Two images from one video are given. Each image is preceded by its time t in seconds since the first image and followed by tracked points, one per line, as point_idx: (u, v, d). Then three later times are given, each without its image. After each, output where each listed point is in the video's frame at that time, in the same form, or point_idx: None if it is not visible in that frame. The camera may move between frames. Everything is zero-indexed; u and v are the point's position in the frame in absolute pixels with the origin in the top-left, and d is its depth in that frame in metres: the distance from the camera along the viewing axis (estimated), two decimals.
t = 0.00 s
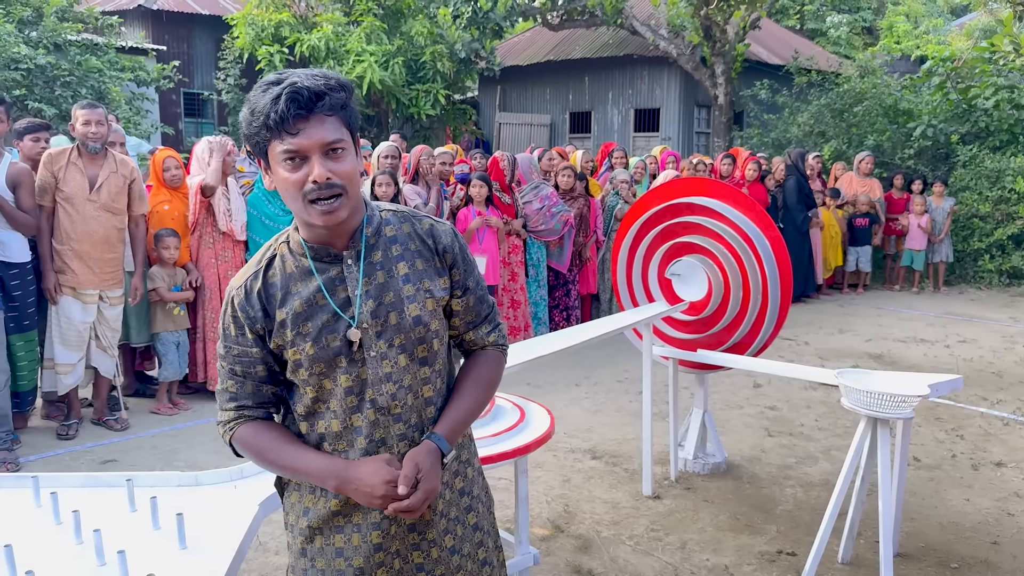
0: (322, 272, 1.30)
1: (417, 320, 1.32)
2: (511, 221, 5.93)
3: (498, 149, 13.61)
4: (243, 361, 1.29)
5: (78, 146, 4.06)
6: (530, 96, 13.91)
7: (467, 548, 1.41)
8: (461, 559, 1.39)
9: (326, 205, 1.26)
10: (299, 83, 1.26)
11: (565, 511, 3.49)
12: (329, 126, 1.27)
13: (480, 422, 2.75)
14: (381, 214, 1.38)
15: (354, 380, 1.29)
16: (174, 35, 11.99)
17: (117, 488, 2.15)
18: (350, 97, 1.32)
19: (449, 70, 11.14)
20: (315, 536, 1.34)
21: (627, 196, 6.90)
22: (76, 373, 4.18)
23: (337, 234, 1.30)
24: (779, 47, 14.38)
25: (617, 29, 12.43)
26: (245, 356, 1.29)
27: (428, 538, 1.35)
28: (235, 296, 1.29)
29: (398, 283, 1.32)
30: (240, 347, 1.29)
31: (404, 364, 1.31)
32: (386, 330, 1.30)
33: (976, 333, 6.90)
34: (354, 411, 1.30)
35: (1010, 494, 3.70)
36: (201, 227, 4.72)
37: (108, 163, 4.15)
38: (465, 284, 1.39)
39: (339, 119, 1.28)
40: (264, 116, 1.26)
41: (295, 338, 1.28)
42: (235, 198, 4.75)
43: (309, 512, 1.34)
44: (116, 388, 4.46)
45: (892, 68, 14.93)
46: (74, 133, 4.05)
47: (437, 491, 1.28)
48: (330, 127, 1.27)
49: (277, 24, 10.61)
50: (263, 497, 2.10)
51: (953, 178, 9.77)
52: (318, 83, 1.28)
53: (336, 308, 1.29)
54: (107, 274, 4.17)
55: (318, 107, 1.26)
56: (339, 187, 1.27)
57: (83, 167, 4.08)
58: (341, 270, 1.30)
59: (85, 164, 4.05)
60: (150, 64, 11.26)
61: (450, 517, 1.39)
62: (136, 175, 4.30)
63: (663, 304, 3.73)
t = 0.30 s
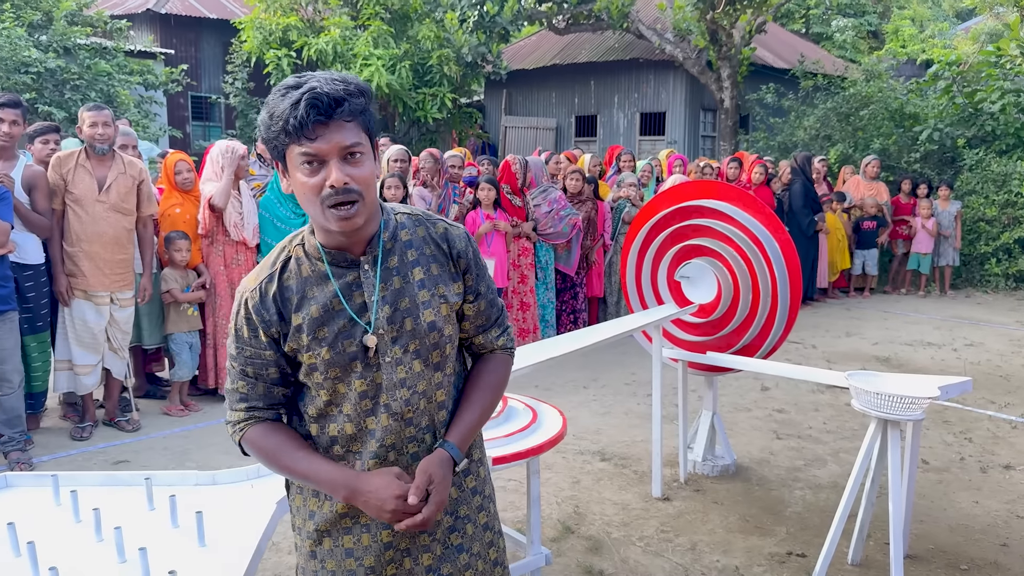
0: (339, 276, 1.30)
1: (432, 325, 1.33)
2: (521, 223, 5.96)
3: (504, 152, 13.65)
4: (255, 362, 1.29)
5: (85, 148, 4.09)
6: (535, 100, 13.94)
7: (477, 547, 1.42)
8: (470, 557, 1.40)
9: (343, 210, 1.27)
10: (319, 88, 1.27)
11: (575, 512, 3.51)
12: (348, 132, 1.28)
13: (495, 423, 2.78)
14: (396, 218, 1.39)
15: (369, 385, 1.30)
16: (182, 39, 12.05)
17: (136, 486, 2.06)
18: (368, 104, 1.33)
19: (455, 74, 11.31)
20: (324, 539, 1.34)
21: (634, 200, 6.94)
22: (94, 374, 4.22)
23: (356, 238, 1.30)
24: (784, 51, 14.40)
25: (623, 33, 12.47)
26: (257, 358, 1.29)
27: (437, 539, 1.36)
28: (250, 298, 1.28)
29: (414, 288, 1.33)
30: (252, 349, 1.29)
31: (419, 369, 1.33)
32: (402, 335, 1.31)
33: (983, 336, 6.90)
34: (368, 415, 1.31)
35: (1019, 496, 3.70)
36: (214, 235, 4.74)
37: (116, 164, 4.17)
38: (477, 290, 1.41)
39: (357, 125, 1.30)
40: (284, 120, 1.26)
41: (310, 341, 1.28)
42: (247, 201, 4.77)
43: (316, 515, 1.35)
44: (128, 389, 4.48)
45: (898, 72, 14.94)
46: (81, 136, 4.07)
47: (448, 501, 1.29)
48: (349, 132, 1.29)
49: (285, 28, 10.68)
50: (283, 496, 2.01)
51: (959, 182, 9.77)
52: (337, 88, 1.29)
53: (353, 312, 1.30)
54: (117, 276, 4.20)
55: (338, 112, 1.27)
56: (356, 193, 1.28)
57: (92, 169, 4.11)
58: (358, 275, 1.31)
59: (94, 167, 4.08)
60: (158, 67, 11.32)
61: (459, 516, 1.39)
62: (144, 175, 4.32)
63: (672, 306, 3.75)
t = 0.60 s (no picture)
0: (397, 254, 1.32)
1: (477, 312, 1.34)
2: (526, 226, 5.98)
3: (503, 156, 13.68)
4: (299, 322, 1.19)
5: (85, 152, 4.10)
6: (535, 104, 13.98)
7: (503, 545, 1.40)
8: (497, 555, 1.39)
9: (389, 181, 1.28)
10: (371, 68, 1.31)
11: (579, 514, 3.52)
12: (398, 106, 1.30)
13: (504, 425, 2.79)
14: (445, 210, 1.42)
15: (411, 363, 1.28)
16: (183, 44, 12.10)
17: (143, 488, 2.02)
18: (421, 88, 1.36)
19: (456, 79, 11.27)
20: (355, 527, 1.28)
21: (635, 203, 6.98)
22: (95, 377, 4.24)
23: (404, 211, 1.31)
24: (783, 55, 14.46)
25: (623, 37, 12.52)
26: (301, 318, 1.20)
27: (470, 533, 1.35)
28: (303, 259, 1.26)
29: (464, 273, 1.35)
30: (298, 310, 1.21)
31: (461, 353, 1.32)
32: (448, 318, 1.31)
33: (982, 339, 6.92)
34: (406, 395, 1.27)
35: (1021, 497, 3.72)
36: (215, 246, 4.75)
37: (116, 168, 4.19)
38: (523, 284, 1.46)
39: (407, 100, 1.31)
40: (337, 98, 1.31)
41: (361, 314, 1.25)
42: (252, 206, 4.78)
43: (350, 502, 1.29)
44: (131, 392, 4.49)
45: (896, 76, 15.01)
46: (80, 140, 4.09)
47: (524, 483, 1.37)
48: (400, 107, 1.30)
49: (286, 32, 10.73)
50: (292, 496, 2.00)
51: (959, 185, 9.81)
52: (390, 69, 1.32)
53: (408, 288, 1.30)
54: (117, 280, 4.21)
55: (387, 89, 1.30)
56: (403, 164, 1.28)
57: (92, 173, 4.12)
58: (410, 255, 1.33)
59: (94, 170, 4.10)
60: (159, 72, 11.36)
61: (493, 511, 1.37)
62: (145, 178, 4.33)
63: (674, 308, 3.76)
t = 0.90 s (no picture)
0: (436, 254, 1.35)
1: (512, 313, 1.40)
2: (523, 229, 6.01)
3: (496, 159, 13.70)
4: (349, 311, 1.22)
5: (76, 157, 4.10)
6: (527, 107, 14.02)
7: (523, 547, 1.46)
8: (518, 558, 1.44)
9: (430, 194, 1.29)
10: (412, 82, 1.32)
11: (575, 516, 3.52)
12: (439, 120, 1.30)
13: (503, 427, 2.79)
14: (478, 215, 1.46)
15: (448, 359, 1.32)
16: (175, 48, 12.07)
17: (140, 493, 2.02)
18: (462, 99, 1.37)
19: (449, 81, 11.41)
20: (386, 514, 1.34)
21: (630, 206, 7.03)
22: (88, 382, 4.22)
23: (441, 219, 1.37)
24: (774, 58, 14.55)
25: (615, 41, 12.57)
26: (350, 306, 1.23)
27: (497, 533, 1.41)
28: (350, 244, 1.30)
29: (499, 276, 1.40)
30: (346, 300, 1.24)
31: (497, 352, 1.38)
32: (485, 318, 1.36)
33: (974, 339, 6.97)
34: (443, 390, 1.33)
35: (1013, 496, 3.74)
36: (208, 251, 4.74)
37: (107, 172, 4.18)
38: (552, 289, 1.53)
39: (449, 114, 1.31)
40: (379, 111, 1.30)
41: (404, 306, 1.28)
42: (246, 210, 4.77)
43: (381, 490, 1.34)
44: (125, 397, 4.48)
45: (887, 79, 15.12)
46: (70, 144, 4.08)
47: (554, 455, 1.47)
48: (441, 121, 1.31)
49: (278, 37, 10.76)
50: (291, 499, 2.01)
51: (949, 186, 9.88)
52: (430, 81, 1.33)
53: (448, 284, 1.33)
54: (109, 284, 4.19)
55: (428, 104, 1.30)
56: (444, 177, 1.30)
57: (83, 177, 4.11)
58: (449, 255, 1.36)
59: (84, 174, 4.08)
60: (151, 76, 11.33)
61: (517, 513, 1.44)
62: (136, 182, 4.32)
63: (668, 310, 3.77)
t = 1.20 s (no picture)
0: (445, 267, 1.38)
1: (520, 324, 1.41)
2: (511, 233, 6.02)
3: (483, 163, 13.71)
4: (353, 336, 1.32)
5: (57, 163, 4.06)
6: (514, 111, 14.07)
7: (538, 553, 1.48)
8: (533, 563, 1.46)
9: (447, 206, 1.34)
10: (422, 95, 1.36)
11: (564, 520, 3.53)
12: (451, 132, 1.36)
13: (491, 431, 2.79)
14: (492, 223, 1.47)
15: (456, 373, 1.36)
16: (159, 53, 12.02)
17: (127, 501, 2.00)
18: (470, 107, 1.41)
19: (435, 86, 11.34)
20: (398, 526, 1.40)
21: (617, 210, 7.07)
22: (74, 391, 4.19)
23: (461, 227, 1.38)
24: (758, 62, 14.67)
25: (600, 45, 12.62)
26: (356, 332, 1.32)
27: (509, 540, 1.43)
28: (357, 278, 1.34)
29: (507, 287, 1.41)
30: (353, 324, 1.32)
31: (504, 364, 1.40)
32: (492, 330, 1.38)
33: (958, 339, 7.04)
34: (450, 402, 1.37)
35: (997, 495, 3.78)
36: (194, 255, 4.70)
37: (89, 178, 4.15)
38: (566, 296, 1.51)
39: (459, 125, 1.37)
40: (391, 127, 1.35)
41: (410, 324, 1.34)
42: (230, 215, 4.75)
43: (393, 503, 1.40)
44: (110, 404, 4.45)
45: (870, 82, 15.28)
46: (52, 151, 4.05)
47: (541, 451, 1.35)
48: (452, 132, 1.36)
49: (264, 41, 10.71)
50: (280, 506, 2.00)
51: (932, 188, 9.99)
52: (439, 93, 1.37)
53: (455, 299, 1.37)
54: (95, 290, 4.16)
55: (439, 116, 1.35)
56: (459, 188, 1.35)
57: (65, 184, 4.08)
58: (458, 268, 1.39)
59: (67, 181, 4.06)
60: (135, 82, 11.27)
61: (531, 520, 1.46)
62: (120, 189, 4.29)
63: (655, 315, 3.78)
